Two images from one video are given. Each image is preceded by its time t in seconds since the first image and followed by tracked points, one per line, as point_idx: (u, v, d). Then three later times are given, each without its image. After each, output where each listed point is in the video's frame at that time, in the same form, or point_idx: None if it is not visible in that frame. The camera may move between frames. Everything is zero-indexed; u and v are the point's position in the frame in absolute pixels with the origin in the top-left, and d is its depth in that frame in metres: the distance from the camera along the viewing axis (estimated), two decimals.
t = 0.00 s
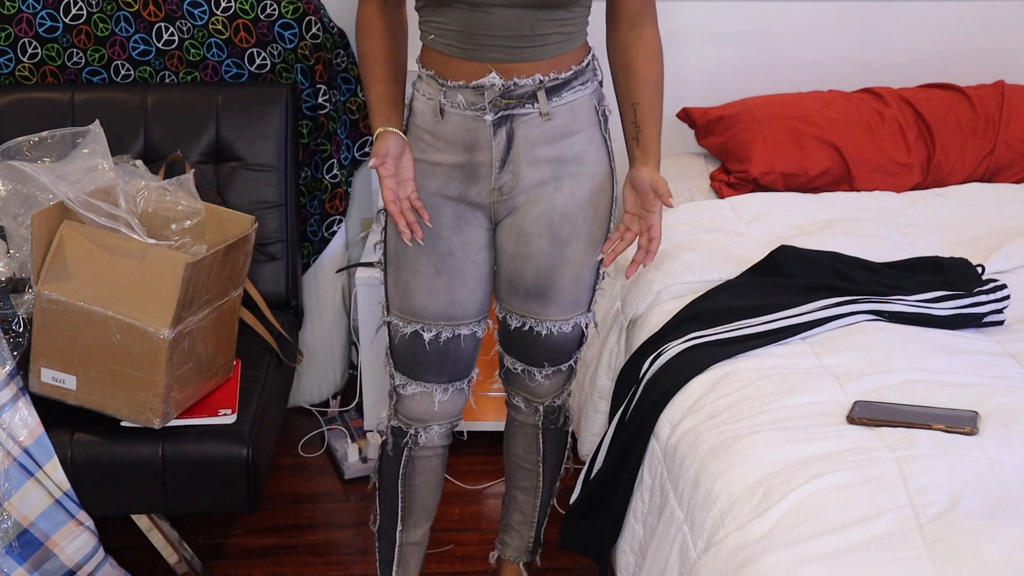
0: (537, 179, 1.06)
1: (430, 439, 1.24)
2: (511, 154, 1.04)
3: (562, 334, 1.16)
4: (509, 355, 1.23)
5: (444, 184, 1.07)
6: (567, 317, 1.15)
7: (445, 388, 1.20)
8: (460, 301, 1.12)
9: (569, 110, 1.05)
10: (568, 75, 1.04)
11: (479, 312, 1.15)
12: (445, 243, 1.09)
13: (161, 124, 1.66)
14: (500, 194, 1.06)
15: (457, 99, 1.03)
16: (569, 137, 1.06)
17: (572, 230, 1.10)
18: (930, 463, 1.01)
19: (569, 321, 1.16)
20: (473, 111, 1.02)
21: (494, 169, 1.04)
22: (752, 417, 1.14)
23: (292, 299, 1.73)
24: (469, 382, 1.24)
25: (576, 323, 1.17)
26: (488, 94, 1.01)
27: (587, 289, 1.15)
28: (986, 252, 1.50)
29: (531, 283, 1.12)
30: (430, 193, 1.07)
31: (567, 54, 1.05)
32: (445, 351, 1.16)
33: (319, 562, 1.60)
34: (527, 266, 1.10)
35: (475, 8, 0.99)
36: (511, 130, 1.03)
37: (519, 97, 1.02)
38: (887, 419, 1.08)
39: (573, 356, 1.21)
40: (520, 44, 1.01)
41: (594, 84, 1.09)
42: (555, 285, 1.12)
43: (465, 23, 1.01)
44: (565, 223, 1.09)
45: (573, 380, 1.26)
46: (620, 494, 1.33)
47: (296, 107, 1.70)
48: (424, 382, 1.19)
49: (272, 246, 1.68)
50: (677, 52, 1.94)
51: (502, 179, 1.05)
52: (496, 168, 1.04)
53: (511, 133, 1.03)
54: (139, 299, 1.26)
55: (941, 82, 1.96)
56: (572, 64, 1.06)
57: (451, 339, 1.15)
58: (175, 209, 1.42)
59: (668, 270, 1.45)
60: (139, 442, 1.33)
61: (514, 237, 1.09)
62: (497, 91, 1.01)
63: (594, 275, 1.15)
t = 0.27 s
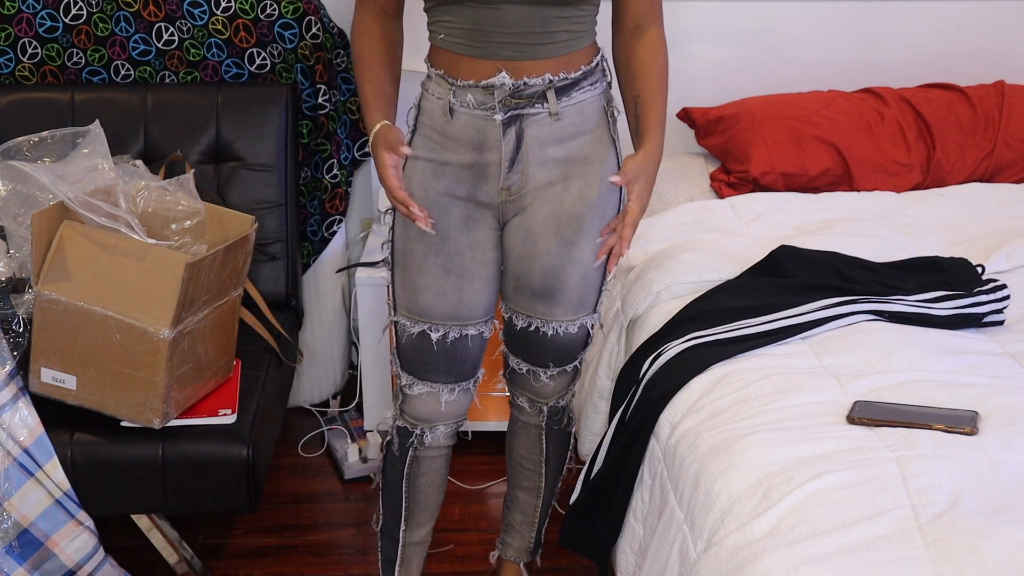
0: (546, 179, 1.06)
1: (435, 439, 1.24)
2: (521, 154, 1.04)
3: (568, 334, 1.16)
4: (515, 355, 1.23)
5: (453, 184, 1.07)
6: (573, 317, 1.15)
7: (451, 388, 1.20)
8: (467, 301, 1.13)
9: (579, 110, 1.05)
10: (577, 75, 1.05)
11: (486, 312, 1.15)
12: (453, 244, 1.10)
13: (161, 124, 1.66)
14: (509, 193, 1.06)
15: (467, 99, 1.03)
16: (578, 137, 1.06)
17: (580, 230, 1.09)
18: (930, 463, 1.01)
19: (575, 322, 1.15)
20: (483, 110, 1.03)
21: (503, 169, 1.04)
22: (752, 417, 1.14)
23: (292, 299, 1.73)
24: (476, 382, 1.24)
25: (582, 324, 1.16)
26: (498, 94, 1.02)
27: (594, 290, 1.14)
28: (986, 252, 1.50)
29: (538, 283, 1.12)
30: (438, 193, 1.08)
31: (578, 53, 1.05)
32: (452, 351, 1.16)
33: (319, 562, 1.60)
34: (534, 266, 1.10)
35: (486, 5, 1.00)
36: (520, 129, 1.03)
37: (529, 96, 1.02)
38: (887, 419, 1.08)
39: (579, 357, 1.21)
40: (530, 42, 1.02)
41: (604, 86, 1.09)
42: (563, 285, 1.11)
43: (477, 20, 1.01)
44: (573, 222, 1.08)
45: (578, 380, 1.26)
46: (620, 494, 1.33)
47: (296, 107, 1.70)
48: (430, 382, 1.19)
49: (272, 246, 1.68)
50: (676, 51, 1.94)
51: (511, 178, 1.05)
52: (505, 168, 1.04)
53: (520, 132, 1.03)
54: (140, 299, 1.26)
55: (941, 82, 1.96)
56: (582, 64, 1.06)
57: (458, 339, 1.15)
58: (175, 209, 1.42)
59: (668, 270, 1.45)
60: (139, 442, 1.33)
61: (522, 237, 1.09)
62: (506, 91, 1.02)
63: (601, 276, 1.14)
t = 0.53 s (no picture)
0: (546, 180, 1.07)
1: (433, 442, 1.23)
2: (521, 156, 1.05)
3: (567, 338, 1.16)
4: (513, 358, 1.23)
5: (453, 183, 1.08)
6: (573, 320, 1.15)
7: (449, 391, 1.20)
8: (466, 302, 1.12)
9: (579, 111, 1.07)
10: (577, 77, 1.06)
11: (485, 312, 1.15)
12: (452, 244, 1.09)
13: (161, 124, 1.66)
14: (509, 195, 1.07)
15: (466, 100, 1.04)
16: (577, 139, 1.07)
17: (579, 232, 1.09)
18: (930, 463, 1.01)
19: (574, 325, 1.15)
20: (482, 111, 1.04)
21: (503, 171, 1.05)
22: (752, 417, 1.14)
23: (292, 299, 1.73)
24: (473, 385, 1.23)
25: (581, 327, 1.16)
26: (498, 95, 1.02)
27: (592, 294, 1.15)
28: (986, 252, 1.50)
29: (537, 287, 1.12)
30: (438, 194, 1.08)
31: (578, 53, 1.06)
32: (450, 352, 1.15)
33: (319, 562, 1.60)
34: (533, 269, 1.10)
35: (486, 5, 1.00)
36: (521, 131, 1.04)
37: (529, 98, 1.03)
38: (887, 419, 1.08)
39: (579, 360, 1.21)
40: (531, 42, 1.02)
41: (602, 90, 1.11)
42: (562, 288, 1.12)
43: (477, 20, 1.02)
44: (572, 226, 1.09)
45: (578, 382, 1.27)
46: (620, 495, 1.33)
47: (296, 107, 1.70)
48: (427, 385, 1.18)
49: (272, 246, 1.68)
50: (676, 51, 1.94)
51: (510, 180, 1.06)
52: (505, 170, 1.05)
53: (521, 133, 1.04)
54: (139, 299, 1.26)
55: (941, 82, 1.96)
56: (582, 65, 1.07)
57: (457, 340, 1.14)
58: (174, 209, 1.42)
59: (668, 270, 1.45)
60: (139, 442, 1.33)
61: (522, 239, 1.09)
62: (506, 92, 1.02)
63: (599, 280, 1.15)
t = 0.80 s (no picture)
0: (523, 186, 1.07)
1: (422, 450, 1.23)
2: (495, 161, 1.05)
3: (551, 347, 1.16)
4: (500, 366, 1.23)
5: (431, 185, 1.09)
6: (556, 329, 1.15)
7: (433, 396, 1.20)
8: (449, 303, 1.12)
9: (556, 118, 1.06)
10: (555, 83, 1.05)
11: (469, 315, 1.15)
12: (431, 246, 1.10)
13: (161, 125, 1.66)
14: (484, 201, 1.07)
15: (441, 103, 1.05)
16: (555, 146, 1.07)
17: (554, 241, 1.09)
18: (930, 463, 1.01)
19: (557, 335, 1.15)
20: (455, 115, 1.04)
21: (477, 175, 1.06)
22: (752, 417, 1.14)
23: (292, 299, 1.73)
24: (462, 391, 1.23)
25: (565, 336, 1.16)
26: (470, 99, 1.03)
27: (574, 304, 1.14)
28: (986, 252, 1.50)
29: (516, 294, 1.12)
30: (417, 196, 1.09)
31: (558, 59, 1.06)
32: (435, 355, 1.15)
33: (319, 562, 1.60)
34: (512, 276, 1.11)
35: (461, 8, 1.01)
36: (494, 136, 1.04)
37: (502, 103, 1.03)
38: (887, 419, 1.08)
39: (566, 369, 1.20)
40: (506, 47, 1.02)
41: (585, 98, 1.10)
42: (541, 296, 1.12)
43: (453, 23, 1.03)
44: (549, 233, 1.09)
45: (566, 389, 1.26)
46: (620, 495, 1.33)
47: (296, 107, 1.70)
48: (412, 389, 1.19)
49: (272, 246, 1.68)
50: (676, 51, 1.94)
51: (485, 185, 1.06)
52: (479, 175, 1.06)
53: (494, 139, 1.04)
54: (139, 299, 1.26)
55: (941, 82, 1.96)
56: (562, 71, 1.06)
57: (442, 342, 1.14)
58: (175, 209, 1.42)
59: (668, 270, 1.45)
60: (139, 443, 1.33)
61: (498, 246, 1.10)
62: (478, 97, 1.03)
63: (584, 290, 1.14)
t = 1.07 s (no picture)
0: (470, 198, 1.05)
1: (406, 454, 1.25)
2: (441, 171, 1.04)
3: (512, 368, 1.15)
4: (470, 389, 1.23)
5: (384, 193, 1.10)
6: (518, 350, 1.14)
7: (406, 402, 1.22)
8: (405, 314, 1.14)
9: (504, 130, 1.03)
10: (502, 93, 1.02)
11: (430, 325, 1.16)
12: (387, 256, 1.12)
13: (161, 125, 1.66)
14: (433, 211, 1.07)
15: (390, 108, 1.06)
16: (503, 158, 1.04)
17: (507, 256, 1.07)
18: (930, 463, 1.01)
19: (518, 357, 1.14)
20: (401, 121, 1.05)
21: (425, 184, 1.05)
22: (752, 417, 1.14)
23: (292, 299, 1.73)
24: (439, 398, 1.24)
25: (527, 358, 1.14)
26: (412, 105, 1.03)
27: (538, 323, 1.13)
28: (986, 252, 1.50)
29: (472, 311, 1.12)
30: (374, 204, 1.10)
31: (509, 69, 1.02)
32: (399, 364, 1.18)
33: (319, 562, 1.60)
34: (466, 291, 1.10)
35: (409, 11, 1.01)
36: (438, 144, 1.03)
37: (445, 112, 1.02)
38: (887, 419, 1.08)
39: (534, 393, 1.19)
40: (450, 53, 1.01)
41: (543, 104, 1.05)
42: (495, 313, 1.10)
43: (403, 25, 1.03)
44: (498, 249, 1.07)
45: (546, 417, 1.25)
46: (620, 495, 1.33)
47: (296, 107, 1.70)
48: (385, 396, 1.22)
49: (271, 246, 1.68)
50: (677, 51, 1.94)
51: (433, 195, 1.06)
52: (427, 184, 1.05)
53: (438, 147, 1.03)
54: (139, 299, 1.26)
55: (941, 82, 1.96)
56: (513, 81, 1.02)
57: (401, 352, 1.17)
58: (175, 209, 1.42)
59: (668, 270, 1.45)
60: (139, 443, 1.33)
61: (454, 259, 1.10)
62: (420, 104, 1.02)
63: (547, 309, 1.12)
